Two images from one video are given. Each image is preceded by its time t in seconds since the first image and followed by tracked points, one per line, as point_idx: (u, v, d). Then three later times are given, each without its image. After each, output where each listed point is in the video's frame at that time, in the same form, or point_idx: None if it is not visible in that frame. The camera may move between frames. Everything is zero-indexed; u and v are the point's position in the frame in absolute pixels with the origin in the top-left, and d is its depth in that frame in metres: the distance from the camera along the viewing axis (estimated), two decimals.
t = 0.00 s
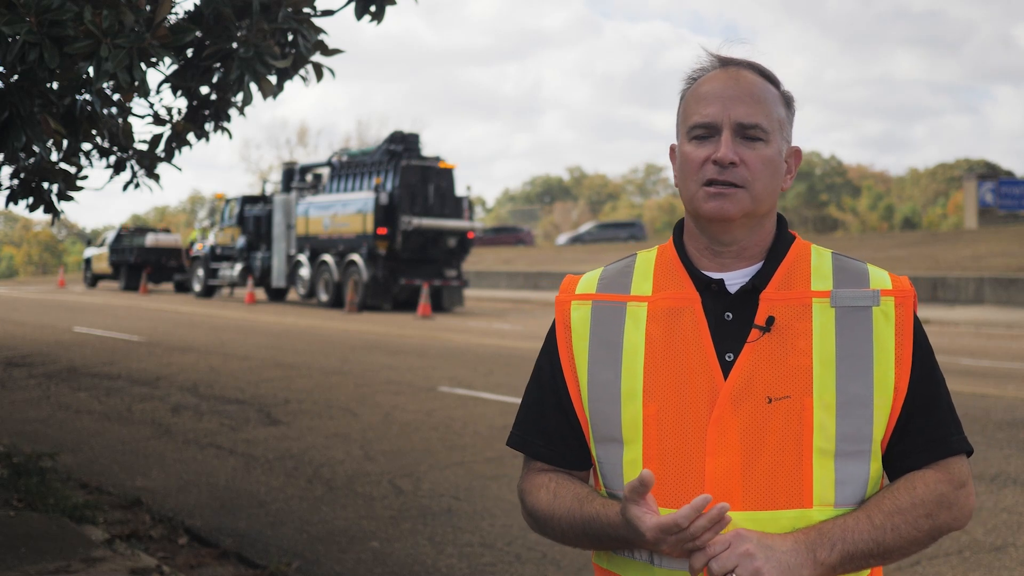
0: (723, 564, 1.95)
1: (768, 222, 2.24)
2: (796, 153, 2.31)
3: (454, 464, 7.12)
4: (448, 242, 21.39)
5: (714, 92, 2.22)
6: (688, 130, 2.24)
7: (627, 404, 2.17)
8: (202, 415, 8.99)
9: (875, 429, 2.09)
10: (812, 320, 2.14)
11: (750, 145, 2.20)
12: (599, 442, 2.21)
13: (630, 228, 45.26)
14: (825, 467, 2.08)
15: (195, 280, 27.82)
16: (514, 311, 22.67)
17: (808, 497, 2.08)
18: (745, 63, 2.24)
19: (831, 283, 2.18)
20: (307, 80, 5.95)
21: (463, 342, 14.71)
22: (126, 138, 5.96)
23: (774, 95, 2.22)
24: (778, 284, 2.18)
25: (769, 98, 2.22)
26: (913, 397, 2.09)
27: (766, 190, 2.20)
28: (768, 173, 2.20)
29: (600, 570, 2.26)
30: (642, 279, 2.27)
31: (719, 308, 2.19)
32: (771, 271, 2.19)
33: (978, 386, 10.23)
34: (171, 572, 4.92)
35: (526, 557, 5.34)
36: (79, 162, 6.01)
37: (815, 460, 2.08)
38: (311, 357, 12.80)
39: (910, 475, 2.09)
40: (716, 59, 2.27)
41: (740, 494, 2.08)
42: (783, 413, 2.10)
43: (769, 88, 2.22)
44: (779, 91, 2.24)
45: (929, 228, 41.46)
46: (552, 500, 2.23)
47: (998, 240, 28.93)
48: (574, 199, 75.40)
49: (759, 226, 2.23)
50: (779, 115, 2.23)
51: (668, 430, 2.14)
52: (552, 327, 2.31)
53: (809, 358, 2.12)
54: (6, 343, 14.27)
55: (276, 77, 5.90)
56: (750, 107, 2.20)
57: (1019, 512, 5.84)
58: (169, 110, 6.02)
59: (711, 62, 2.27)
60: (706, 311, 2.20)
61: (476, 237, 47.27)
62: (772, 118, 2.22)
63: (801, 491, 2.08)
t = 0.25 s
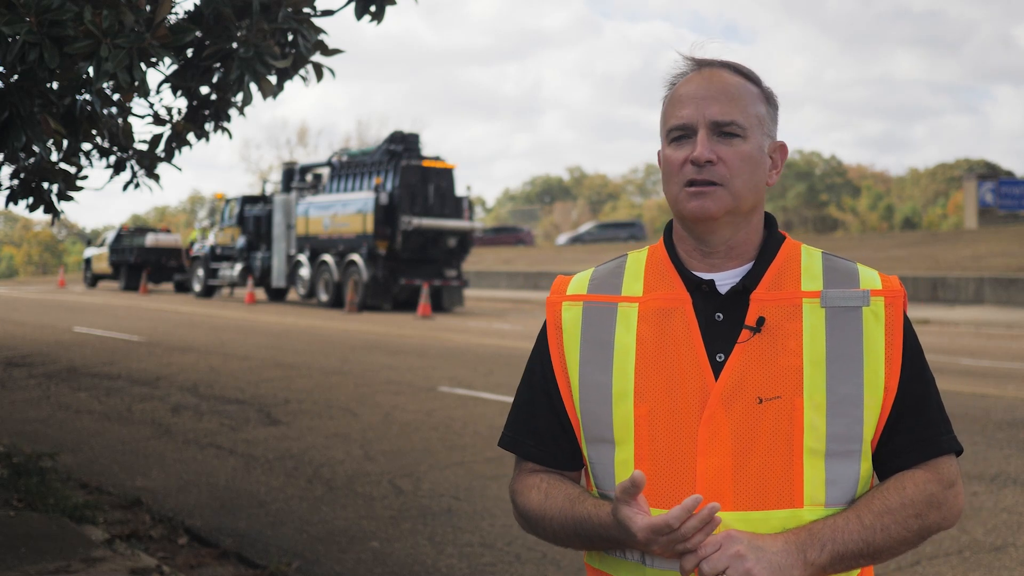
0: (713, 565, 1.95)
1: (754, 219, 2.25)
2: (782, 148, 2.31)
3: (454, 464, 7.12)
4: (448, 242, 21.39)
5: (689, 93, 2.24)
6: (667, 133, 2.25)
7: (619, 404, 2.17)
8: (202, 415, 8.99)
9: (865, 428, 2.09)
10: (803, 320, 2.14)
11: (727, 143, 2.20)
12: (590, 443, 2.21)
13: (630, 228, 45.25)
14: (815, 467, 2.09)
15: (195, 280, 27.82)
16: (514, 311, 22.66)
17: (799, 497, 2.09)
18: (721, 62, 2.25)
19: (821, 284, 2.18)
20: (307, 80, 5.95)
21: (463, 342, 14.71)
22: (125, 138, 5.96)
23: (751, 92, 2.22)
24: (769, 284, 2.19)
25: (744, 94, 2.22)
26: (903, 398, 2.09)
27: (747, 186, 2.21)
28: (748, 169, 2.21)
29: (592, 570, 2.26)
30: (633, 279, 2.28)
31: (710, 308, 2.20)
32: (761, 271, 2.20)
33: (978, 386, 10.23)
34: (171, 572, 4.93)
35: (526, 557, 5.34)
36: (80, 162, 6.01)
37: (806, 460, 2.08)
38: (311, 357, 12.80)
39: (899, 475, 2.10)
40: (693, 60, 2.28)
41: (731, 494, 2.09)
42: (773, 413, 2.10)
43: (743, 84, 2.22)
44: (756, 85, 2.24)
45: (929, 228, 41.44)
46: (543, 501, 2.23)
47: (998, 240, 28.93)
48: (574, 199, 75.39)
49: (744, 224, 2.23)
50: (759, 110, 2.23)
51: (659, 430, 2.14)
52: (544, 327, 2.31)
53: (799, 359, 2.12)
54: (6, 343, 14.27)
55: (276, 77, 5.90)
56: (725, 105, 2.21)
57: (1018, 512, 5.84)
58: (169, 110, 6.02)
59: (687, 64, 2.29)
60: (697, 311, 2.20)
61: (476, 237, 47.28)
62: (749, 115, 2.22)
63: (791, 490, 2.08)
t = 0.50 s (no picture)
0: (712, 564, 1.95)
1: (744, 219, 2.25)
2: (771, 147, 2.31)
3: (454, 464, 7.12)
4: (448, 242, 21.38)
5: (676, 96, 2.24)
6: (655, 136, 2.25)
7: (611, 403, 2.17)
8: (202, 415, 8.99)
9: (858, 425, 2.09)
10: (794, 319, 2.15)
11: (714, 144, 2.20)
12: (583, 442, 2.21)
13: (630, 228, 45.24)
14: (808, 464, 2.09)
15: (195, 280, 27.81)
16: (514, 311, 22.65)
17: (793, 494, 2.08)
18: (707, 63, 2.25)
19: (813, 282, 2.18)
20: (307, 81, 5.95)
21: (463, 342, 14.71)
22: (125, 138, 5.95)
23: (738, 92, 2.22)
24: (761, 284, 2.19)
25: (731, 95, 2.22)
26: (895, 395, 2.09)
27: (736, 187, 2.21)
28: (736, 169, 2.20)
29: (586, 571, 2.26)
30: (625, 280, 2.28)
31: (701, 307, 2.20)
32: (754, 270, 2.20)
33: (978, 385, 10.23)
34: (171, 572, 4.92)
35: (526, 557, 5.33)
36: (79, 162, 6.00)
37: (798, 458, 2.08)
38: (311, 357, 12.80)
39: (893, 472, 2.10)
40: (679, 63, 2.28)
41: (725, 493, 2.08)
42: (765, 412, 2.10)
43: (729, 85, 2.22)
44: (742, 85, 2.24)
45: (929, 228, 41.42)
46: (538, 501, 2.23)
47: (998, 240, 28.91)
48: (574, 199, 75.40)
49: (734, 223, 2.23)
50: (746, 111, 2.23)
51: (652, 429, 2.14)
52: (536, 328, 2.31)
53: (792, 357, 2.12)
54: (6, 343, 14.26)
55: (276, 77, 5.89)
56: (711, 107, 2.21)
57: (1019, 512, 5.83)
58: (169, 110, 6.01)
59: (673, 67, 2.29)
60: (689, 310, 2.20)
61: (476, 237, 47.26)
62: (736, 115, 2.22)
63: (785, 488, 2.08)
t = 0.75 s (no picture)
0: (709, 562, 1.95)
1: (737, 218, 2.25)
2: (763, 147, 2.31)
3: (454, 464, 7.12)
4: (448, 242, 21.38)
5: (668, 96, 2.24)
6: (647, 136, 2.25)
7: (606, 404, 2.17)
8: (202, 415, 8.99)
9: (853, 425, 2.09)
10: (789, 319, 2.15)
11: (706, 143, 2.20)
12: (579, 443, 2.21)
13: (630, 228, 45.24)
14: (804, 464, 2.09)
15: (195, 279, 27.81)
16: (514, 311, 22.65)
17: (788, 494, 2.09)
18: (699, 63, 2.25)
19: (807, 283, 2.18)
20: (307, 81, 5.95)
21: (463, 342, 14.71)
22: (125, 138, 5.95)
23: (729, 92, 2.22)
24: (756, 284, 2.19)
25: (722, 95, 2.22)
26: (890, 395, 2.09)
27: (728, 185, 2.21)
28: (729, 168, 2.20)
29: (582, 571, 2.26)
30: (620, 280, 2.28)
31: (696, 307, 2.20)
32: (748, 270, 2.20)
33: (978, 386, 10.22)
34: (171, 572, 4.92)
35: (525, 557, 5.33)
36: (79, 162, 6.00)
37: (794, 458, 2.08)
38: (311, 357, 12.80)
39: (888, 470, 2.10)
40: (672, 64, 2.29)
41: (720, 494, 2.08)
42: (760, 412, 2.10)
43: (720, 85, 2.22)
44: (734, 86, 2.24)
45: (929, 228, 41.42)
46: (533, 501, 2.23)
47: (998, 240, 28.91)
48: (574, 198, 75.41)
49: (727, 222, 2.23)
50: (738, 110, 2.23)
51: (648, 429, 2.14)
52: (532, 328, 2.30)
53: (787, 357, 2.12)
54: (6, 343, 14.27)
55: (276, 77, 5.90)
56: (703, 106, 2.21)
57: (1019, 512, 5.83)
58: (169, 110, 6.01)
59: (666, 69, 2.30)
60: (684, 310, 2.20)
61: (476, 237, 47.27)
62: (728, 115, 2.22)
63: (781, 486, 2.08)
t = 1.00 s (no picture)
0: (706, 558, 1.95)
1: (733, 218, 2.25)
2: (760, 146, 2.31)
3: (454, 464, 7.12)
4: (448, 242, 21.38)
5: (663, 97, 2.24)
6: (642, 137, 2.26)
7: (604, 404, 2.17)
8: (202, 415, 8.99)
9: (850, 424, 2.09)
10: (786, 318, 2.15)
11: (701, 144, 2.20)
12: (576, 443, 2.21)
13: (630, 228, 45.22)
14: (801, 463, 2.09)
15: (195, 279, 27.81)
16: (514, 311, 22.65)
17: (785, 492, 2.09)
18: (693, 64, 2.25)
19: (803, 282, 2.18)
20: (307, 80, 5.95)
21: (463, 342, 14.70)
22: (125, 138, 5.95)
23: (724, 92, 2.22)
24: (752, 284, 2.19)
25: (717, 95, 2.22)
26: (887, 393, 2.09)
27: (723, 185, 2.21)
28: (724, 168, 2.21)
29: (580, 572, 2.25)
30: (617, 281, 2.28)
31: (693, 307, 2.20)
32: (745, 270, 2.20)
33: (978, 385, 10.22)
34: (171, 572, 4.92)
35: (525, 557, 5.33)
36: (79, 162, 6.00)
37: (791, 457, 2.08)
38: (311, 357, 12.80)
39: (886, 469, 2.10)
40: (667, 65, 2.29)
41: (718, 493, 2.08)
42: (757, 411, 2.10)
43: (716, 85, 2.22)
44: (730, 85, 2.24)
45: (929, 228, 41.41)
46: (531, 500, 2.23)
47: (998, 240, 28.91)
48: (574, 198, 75.37)
49: (723, 222, 2.23)
50: (733, 110, 2.23)
51: (645, 429, 2.14)
52: (529, 329, 2.31)
53: (783, 356, 2.12)
54: (6, 343, 14.26)
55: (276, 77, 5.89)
56: (697, 107, 2.21)
57: (1019, 512, 5.83)
58: (169, 110, 6.01)
59: (660, 69, 2.30)
60: (680, 310, 2.20)
61: (476, 237, 47.26)
62: (723, 115, 2.22)
63: (778, 485, 2.08)
